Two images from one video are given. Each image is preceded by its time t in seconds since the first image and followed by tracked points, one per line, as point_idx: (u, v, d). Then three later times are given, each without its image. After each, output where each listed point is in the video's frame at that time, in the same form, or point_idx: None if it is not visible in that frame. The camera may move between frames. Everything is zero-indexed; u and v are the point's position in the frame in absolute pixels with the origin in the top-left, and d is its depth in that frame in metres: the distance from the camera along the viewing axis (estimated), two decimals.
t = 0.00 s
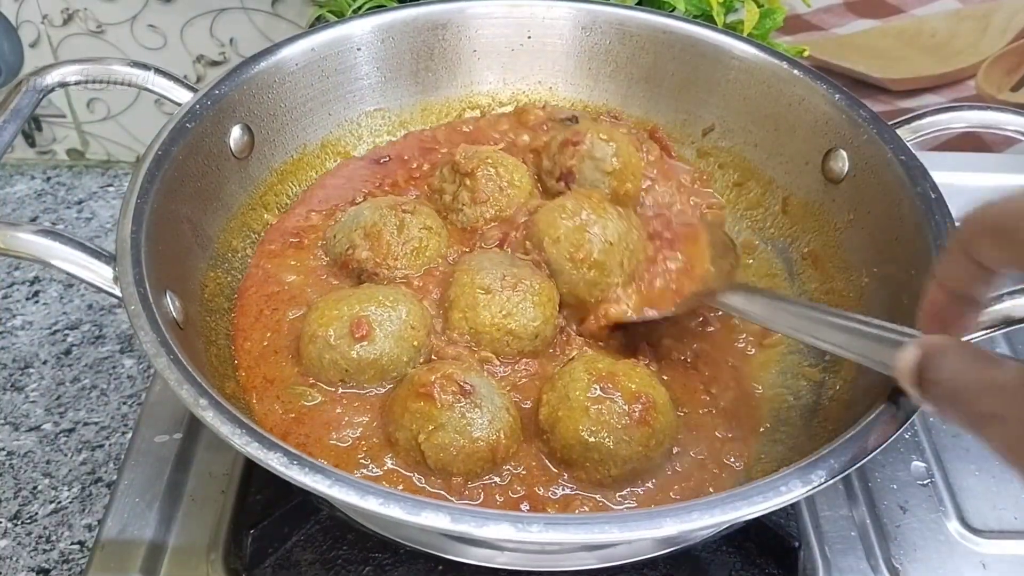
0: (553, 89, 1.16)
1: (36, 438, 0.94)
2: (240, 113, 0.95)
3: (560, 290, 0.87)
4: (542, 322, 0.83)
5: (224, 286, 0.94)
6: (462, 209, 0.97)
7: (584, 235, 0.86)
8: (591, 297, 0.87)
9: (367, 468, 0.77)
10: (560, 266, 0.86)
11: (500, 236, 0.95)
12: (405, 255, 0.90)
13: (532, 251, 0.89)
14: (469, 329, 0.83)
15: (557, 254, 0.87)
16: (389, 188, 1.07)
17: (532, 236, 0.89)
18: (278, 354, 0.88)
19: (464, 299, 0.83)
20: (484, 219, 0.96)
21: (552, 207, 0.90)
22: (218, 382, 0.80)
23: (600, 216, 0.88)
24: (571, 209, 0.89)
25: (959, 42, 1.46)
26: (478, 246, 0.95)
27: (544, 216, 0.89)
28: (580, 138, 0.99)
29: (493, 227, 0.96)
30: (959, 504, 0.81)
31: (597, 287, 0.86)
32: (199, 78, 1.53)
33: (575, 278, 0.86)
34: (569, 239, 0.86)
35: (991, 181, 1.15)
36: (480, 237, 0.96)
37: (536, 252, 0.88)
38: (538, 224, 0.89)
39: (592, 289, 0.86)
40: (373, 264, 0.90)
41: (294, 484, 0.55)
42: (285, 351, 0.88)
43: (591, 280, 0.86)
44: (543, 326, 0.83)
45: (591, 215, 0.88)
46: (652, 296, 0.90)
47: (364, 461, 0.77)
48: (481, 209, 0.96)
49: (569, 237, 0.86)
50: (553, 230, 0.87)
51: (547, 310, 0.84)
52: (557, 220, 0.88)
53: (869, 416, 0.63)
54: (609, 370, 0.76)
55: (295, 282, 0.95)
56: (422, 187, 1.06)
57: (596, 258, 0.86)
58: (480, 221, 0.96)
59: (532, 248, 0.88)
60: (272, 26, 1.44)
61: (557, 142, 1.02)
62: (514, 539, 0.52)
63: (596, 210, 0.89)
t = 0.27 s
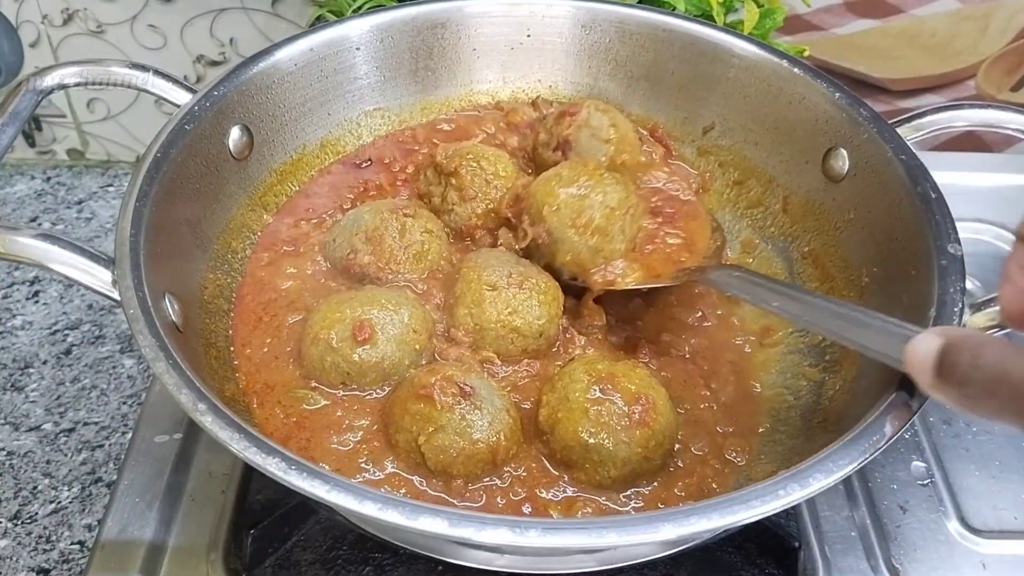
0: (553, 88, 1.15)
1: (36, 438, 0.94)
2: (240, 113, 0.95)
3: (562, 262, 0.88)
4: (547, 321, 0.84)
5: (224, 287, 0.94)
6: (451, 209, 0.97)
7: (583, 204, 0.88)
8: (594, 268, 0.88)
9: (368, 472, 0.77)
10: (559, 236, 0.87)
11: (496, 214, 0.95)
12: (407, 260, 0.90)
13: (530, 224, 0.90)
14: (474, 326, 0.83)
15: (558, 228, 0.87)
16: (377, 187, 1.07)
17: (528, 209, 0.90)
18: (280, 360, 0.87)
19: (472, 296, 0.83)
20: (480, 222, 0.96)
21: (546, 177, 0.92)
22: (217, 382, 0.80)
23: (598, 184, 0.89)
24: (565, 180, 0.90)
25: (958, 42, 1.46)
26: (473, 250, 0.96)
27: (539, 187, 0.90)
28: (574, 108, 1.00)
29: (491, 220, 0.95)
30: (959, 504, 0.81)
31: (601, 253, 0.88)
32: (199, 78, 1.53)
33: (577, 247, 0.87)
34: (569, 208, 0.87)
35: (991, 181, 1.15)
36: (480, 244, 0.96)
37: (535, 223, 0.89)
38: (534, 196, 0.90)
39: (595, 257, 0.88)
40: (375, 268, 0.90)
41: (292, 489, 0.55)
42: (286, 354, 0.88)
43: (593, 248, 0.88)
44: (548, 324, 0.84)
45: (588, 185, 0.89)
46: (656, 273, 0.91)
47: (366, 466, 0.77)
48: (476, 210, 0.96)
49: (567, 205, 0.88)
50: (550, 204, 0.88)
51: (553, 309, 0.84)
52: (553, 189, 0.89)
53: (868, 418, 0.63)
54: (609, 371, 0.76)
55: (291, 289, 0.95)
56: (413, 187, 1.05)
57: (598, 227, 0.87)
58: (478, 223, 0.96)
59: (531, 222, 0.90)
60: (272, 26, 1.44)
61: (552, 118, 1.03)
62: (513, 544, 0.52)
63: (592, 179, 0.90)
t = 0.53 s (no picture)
0: (553, 88, 1.16)
1: (36, 438, 0.94)
2: (240, 113, 0.95)
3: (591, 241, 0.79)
4: (550, 323, 0.84)
5: (224, 287, 0.94)
6: (461, 212, 0.97)
7: (619, 181, 0.78)
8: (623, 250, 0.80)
9: (369, 473, 0.77)
10: (589, 214, 0.78)
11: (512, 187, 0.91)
12: (410, 261, 0.91)
13: (556, 199, 0.79)
14: (476, 325, 0.83)
15: (590, 203, 0.78)
16: (392, 190, 1.07)
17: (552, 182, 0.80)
18: (280, 360, 0.88)
19: (475, 296, 0.83)
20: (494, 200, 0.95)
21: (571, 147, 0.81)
22: (217, 382, 0.80)
23: (631, 160, 0.80)
24: (593, 154, 0.80)
25: (960, 41, 1.44)
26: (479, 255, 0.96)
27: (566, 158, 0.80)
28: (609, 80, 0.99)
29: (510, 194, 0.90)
30: (959, 504, 0.81)
31: (632, 237, 0.80)
32: (199, 78, 1.53)
33: (611, 229, 0.79)
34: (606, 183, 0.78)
35: (991, 181, 1.15)
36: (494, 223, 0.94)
37: (563, 195, 0.78)
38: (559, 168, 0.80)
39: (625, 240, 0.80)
40: (377, 268, 0.90)
41: (292, 489, 0.55)
42: (287, 354, 0.88)
43: (625, 230, 0.79)
44: (551, 326, 0.84)
45: (618, 160, 0.79)
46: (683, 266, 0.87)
47: (366, 467, 0.77)
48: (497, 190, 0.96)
49: (600, 182, 0.78)
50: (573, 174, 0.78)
51: (556, 312, 0.84)
52: (582, 164, 0.79)
53: (869, 417, 0.63)
54: (610, 372, 0.76)
55: (291, 289, 0.95)
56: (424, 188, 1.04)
57: (633, 207, 0.79)
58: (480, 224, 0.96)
59: (558, 197, 0.79)
60: (273, 26, 1.45)
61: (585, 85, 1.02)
62: (513, 544, 0.52)
63: (626, 156, 0.80)
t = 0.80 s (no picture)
0: (553, 88, 1.16)
1: (36, 438, 0.94)
2: (240, 113, 0.95)
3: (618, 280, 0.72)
4: (551, 324, 0.83)
5: (224, 287, 0.94)
6: (463, 213, 0.97)
7: (662, 213, 0.70)
8: (652, 293, 0.73)
9: (369, 474, 0.77)
10: (623, 250, 0.70)
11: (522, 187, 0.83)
12: (412, 262, 0.91)
13: (583, 228, 0.72)
14: (478, 325, 0.83)
15: (626, 240, 0.70)
16: (395, 191, 1.10)
17: (584, 203, 0.71)
18: (281, 360, 0.88)
19: (476, 297, 0.83)
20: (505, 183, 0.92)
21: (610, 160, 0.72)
22: (216, 381, 0.80)
23: (680, 187, 0.71)
24: (636, 173, 0.70)
25: (960, 41, 1.44)
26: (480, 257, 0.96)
27: (604, 176, 0.71)
28: (654, 75, 0.93)
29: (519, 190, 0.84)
30: (959, 504, 0.81)
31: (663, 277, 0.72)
32: (199, 78, 1.53)
33: (643, 267, 0.71)
34: (647, 216, 0.70)
35: (991, 181, 1.15)
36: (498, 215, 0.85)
37: (593, 226, 0.71)
38: (596, 185, 0.70)
39: (658, 282, 0.72)
40: (379, 267, 0.91)
41: (292, 489, 0.55)
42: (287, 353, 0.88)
43: (660, 271, 0.72)
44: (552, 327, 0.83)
45: (666, 186, 0.70)
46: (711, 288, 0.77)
47: (367, 467, 0.77)
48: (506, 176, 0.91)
49: (643, 211, 0.70)
50: (613, 201, 0.70)
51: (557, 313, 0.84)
52: (624, 184, 0.70)
53: (869, 417, 0.63)
54: (610, 372, 0.76)
55: (293, 289, 0.96)
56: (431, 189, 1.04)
57: (673, 245, 0.70)
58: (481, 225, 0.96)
59: (585, 225, 0.71)
60: (273, 26, 1.45)
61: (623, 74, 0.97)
62: (513, 544, 0.52)
63: (674, 181, 0.71)
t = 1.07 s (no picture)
0: (553, 88, 1.16)
1: (36, 438, 0.94)
2: (240, 113, 0.95)
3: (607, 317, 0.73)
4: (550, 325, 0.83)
5: (224, 287, 0.94)
6: (464, 213, 0.97)
7: (637, 244, 0.70)
8: (642, 320, 0.74)
9: (370, 474, 0.77)
10: (604, 290, 0.71)
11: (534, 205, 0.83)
12: (412, 262, 0.91)
13: (565, 277, 0.72)
14: (478, 325, 0.83)
15: (606, 278, 0.70)
16: (395, 190, 1.09)
17: (559, 249, 0.71)
18: (282, 360, 0.88)
19: (479, 296, 0.83)
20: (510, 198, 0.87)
21: (578, 197, 0.72)
22: (216, 381, 0.80)
23: (650, 211, 0.71)
24: (605, 207, 0.71)
25: (961, 40, 1.44)
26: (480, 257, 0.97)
27: (574, 215, 0.71)
28: (693, 125, 0.84)
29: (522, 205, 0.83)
30: (959, 504, 0.81)
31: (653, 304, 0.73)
32: (199, 78, 1.53)
33: (631, 303, 0.71)
34: (627, 253, 0.70)
35: (991, 181, 1.15)
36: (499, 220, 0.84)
37: (573, 272, 0.71)
38: (568, 232, 0.71)
39: (646, 311, 0.73)
40: (380, 267, 0.91)
41: (292, 489, 0.55)
42: (289, 354, 0.88)
43: (646, 303, 0.72)
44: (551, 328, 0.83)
45: (635, 213, 0.71)
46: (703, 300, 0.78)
47: (367, 468, 0.77)
48: (514, 187, 0.90)
49: (619, 245, 0.70)
50: (587, 245, 0.70)
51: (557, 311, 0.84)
52: (594, 221, 0.70)
53: (868, 418, 0.63)
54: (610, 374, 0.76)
55: (293, 289, 0.96)
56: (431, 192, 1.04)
57: (655, 272, 0.71)
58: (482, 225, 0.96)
59: (564, 274, 0.72)
60: (273, 26, 1.45)
61: (672, 103, 0.84)
62: (513, 543, 0.52)
63: (642, 207, 0.71)
